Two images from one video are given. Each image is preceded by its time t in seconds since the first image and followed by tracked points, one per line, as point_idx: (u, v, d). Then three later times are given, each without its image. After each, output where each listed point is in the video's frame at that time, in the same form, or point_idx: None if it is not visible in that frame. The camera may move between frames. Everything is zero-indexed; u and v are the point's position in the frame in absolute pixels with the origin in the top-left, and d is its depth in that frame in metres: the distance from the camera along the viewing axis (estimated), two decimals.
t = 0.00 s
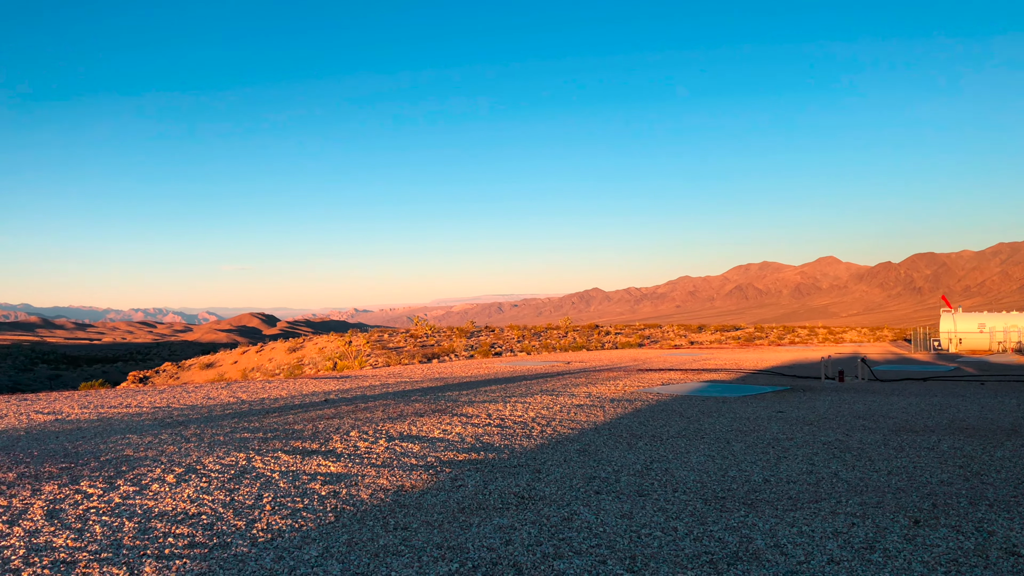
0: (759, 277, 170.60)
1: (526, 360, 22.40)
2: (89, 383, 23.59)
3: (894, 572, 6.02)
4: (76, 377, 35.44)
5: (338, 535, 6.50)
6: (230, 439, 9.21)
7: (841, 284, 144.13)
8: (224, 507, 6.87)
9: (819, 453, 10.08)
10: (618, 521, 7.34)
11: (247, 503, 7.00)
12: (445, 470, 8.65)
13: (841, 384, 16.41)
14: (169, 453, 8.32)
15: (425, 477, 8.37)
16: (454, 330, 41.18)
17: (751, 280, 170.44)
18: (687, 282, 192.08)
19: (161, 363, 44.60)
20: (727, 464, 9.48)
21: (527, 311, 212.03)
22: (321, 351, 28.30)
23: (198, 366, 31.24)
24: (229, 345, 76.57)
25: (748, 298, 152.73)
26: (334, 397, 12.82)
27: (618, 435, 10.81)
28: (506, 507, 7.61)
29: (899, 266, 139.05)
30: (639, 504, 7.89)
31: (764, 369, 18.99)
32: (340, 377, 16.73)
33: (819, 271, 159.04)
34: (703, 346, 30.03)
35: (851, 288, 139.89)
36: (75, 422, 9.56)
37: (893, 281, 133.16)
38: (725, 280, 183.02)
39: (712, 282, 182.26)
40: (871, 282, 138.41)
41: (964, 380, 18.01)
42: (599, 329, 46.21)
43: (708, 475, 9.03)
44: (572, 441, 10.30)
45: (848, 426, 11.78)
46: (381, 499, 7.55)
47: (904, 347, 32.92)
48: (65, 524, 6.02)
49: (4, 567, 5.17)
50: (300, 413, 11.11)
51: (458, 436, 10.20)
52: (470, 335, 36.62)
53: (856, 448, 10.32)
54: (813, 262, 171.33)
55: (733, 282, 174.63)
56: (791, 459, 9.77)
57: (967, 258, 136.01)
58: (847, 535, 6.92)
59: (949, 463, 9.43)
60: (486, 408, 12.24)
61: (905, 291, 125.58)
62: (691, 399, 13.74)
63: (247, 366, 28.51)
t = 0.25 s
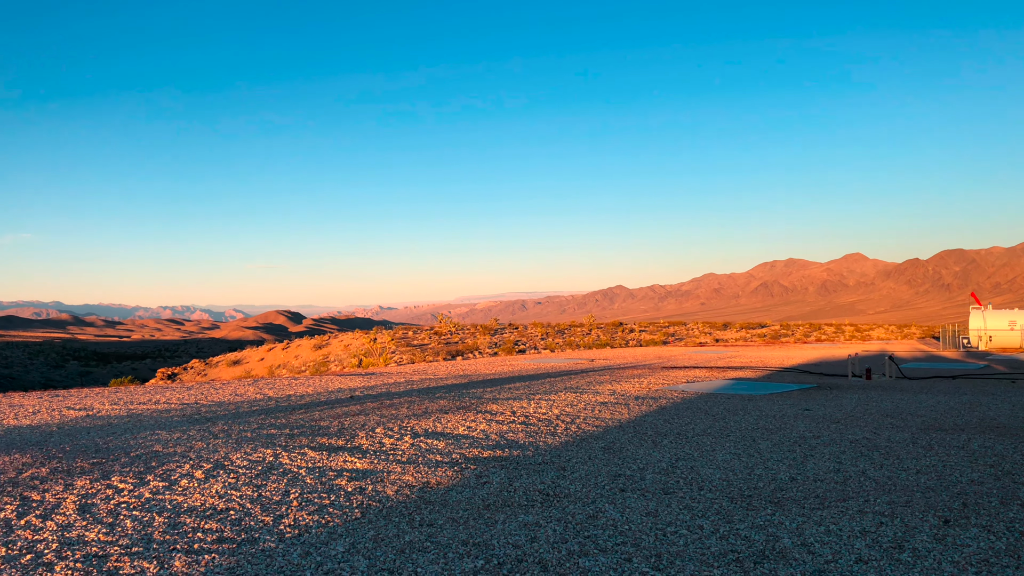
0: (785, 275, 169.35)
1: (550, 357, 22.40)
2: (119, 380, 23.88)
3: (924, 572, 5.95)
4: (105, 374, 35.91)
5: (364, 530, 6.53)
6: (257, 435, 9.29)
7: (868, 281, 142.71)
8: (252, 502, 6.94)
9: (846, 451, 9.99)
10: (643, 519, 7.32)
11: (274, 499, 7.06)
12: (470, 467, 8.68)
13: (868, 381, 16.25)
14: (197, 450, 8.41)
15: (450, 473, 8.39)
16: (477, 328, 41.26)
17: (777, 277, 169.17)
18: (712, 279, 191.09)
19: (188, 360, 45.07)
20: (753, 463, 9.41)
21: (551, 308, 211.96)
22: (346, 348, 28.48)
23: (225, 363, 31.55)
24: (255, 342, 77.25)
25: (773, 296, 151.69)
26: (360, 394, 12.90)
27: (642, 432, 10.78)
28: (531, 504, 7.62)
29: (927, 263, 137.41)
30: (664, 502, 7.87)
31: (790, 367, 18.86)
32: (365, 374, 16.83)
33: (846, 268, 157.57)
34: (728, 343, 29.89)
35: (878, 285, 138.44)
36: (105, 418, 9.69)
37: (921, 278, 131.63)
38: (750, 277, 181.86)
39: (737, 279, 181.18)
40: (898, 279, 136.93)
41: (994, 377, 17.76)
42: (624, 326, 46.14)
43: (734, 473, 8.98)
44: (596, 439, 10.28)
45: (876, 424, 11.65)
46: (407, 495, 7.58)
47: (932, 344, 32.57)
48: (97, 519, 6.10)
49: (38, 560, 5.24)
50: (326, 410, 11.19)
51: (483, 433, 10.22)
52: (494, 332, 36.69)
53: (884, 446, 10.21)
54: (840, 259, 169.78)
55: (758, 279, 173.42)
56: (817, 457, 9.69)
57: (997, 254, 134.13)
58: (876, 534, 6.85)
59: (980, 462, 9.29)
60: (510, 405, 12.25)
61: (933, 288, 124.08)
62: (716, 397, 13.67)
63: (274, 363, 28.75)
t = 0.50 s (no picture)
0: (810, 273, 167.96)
1: (574, 355, 22.37)
2: (147, 377, 24.17)
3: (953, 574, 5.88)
4: (134, 370, 36.37)
5: (389, 527, 6.56)
6: (283, 432, 9.36)
7: (895, 279, 141.18)
8: (279, 498, 6.99)
9: (873, 451, 9.89)
10: (668, 518, 7.30)
11: (300, 495, 7.12)
12: (494, 465, 8.69)
13: (895, 380, 16.07)
14: (224, 446, 8.49)
15: (474, 471, 8.41)
16: (501, 325, 41.29)
17: (802, 275, 167.76)
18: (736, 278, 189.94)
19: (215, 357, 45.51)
20: (778, 462, 9.35)
21: (574, 306, 211.72)
22: (371, 346, 28.62)
23: (251, 359, 31.84)
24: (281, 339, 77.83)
25: (798, 294, 150.53)
26: (384, 391, 12.95)
27: (667, 431, 10.74)
28: (555, 502, 7.61)
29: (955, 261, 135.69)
30: (689, 501, 7.83)
31: (816, 366, 18.71)
32: (390, 371, 16.91)
33: (873, 266, 155.96)
34: (754, 342, 29.71)
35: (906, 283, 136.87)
36: (135, 414, 9.81)
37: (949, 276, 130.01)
38: (775, 275, 180.56)
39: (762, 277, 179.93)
40: (926, 277, 135.35)
41: None
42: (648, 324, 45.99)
43: (759, 472, 8.92)
44: (621, 437, 10.24)
45: (904, 423, 11.52)
46: (431, 492, 7.61)
47: (961, 343, 32.16)
48: (127, 513, 6.18)
49: (70, 553, 5.31)
50: (351, 407, 11.26)
51: (507, 431, 10.23)
52: (517, 330, 36.73)
53: (912, 446, 10.10)
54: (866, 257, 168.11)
55: (783, 277, 172.11)
56: (844, 456, 9.60)
57: None
58: (904, 534, 6.78)
59: (1010, 463, 9.16)
60: (534, 403, 12.25)
61: (962, 286, 122.50)
62: (740, 395, 13.59)
63: (299, 360, 28.94)
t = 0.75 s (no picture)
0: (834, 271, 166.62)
1: (595, 354, 22.33)
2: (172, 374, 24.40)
3: None
4: (159, 367, 36.74)
5: (413, 524, 6.59)
6: (307, 429, 9.42)
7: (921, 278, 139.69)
8: (303, 495, 7.04)
9: (899, 451, 9.80)
10: (692, 517, 7.27)
11: (324, 492, 7.16)
12: (517, 463, 8.69)
13: (921, 380, 15.90)
14: (249, 443, 8.55)
15: (497, 469, 8.42)
16: (522, 324, 41.28)
17: (825, 274, 166.40)
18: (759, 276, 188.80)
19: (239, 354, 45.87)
20: (803, 462, 9.28)
21: (596, 305, 211.33)
22: (393, 344, 28.72)
23: (275, 357, 32.05)
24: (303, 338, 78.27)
25: (822, 293, 149.34)
26: (406, 389, 13.00)
27: (690, 430, 10.70)
28: (578, 501, 7.61)
29: (982, 260, 134.01)
30: (713, 500, 7.80)
31: (841, 365, 18.56)
32: (412, 370, 16.97)
33: (898, 264, 154.43)
34: (777, 341, 29.51)
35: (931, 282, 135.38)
36: (161, 411, 9.90)
37: (975, 275, 128.43)
38: (798, 274, 179.29)
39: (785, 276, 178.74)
40: (952, 276, 133.80)
41: None
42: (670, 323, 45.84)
43: (783, 472, 8.87)
44: (643, 436, 10.21)
45: (930, 424, 11.40)
46: (454, 490, 7.63)
47: (989, 343, 31.77)
48: (154, 509, 6.24)
49: (99, 548, 5.37)
50: (374, 404, 11.31)
51: (529, 429, 10.22)
52: (539, 328, 36.71)
53: (938, 446, 9.99)
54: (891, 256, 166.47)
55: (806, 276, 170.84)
56: (869, 457, 9.52)
57: None
58: (930, 535, 6.71)
59: None
60: (556, 402, 12.25)
61: (988, 285, 121.01)
62: (764, 395, 13.51)
63: (322, 358, 29.10)
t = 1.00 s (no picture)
0: (856, 270, 165.25)
1: (616, 352, 22.27)
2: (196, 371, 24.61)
3: None
4: (183, 364, 37.07)
5: (435, 521, 6.61)
6: (329, 426, 9.47)
7: (945, 276, 138.21)
8: (325, 491, 7.08)
9: (923, 451, 9.71)
10: (713, 516, 7.24)
11: (346, 488, 7.20)
12: (538, 461, 8.69)
13: (945, 380, 15.75)
14: (272, 439, 8.61)
15: (518, 466, 8.42)
16: (543, 322, 41.26)
17: (848, 272, 165.00)
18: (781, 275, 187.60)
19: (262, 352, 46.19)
20: (826, 461, 9.22)
21: (616, 303, 210.86)
22: (414, 342, 28.82)
23: (297, 354, 32.26)
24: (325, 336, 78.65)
25: (845, 291, 148.17)
26: (428, 386, 13.03)
27: (711, 429, 10.65)
28: (599, 499, 7.59)
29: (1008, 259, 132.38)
30: (735, 499, 7.76)
31: (863, 364, 18.42)
32: (432, 367, 17.01)
33: (922, 263, 152.92)
34: (799, 340, 29.34)
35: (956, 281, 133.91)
36: (185, 407, 9.99)
37: (1001, 273, 126.90)
38: (821, 272, 178.05)
39: (807, 274, 177.52)
40: (977, 274, 132.28)
41: None
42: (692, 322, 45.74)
43: (806, 471, 8.81)
44: (664, 435, 10.18)
45: (955, 423, 11.27)
46: (476, 487, 7.64)
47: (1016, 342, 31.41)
48: (179, 504, 6.30)
49: (125, 542, 5.42)
50: (395, 402, 11.35)
51: (550, 427, 10.22)
52: (559, 327, 36.69)
53: (963, 446, 9.88)
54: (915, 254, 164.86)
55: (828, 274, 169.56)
56: (893, 456, 9.43)
57: None
58: (956, 536, 6.64)
59: None
60: (577, 400, 12.23)
61: (1015, 284, 119.53)
62: (786, 394, 13.43)
63: (343, 355, 29.28)
